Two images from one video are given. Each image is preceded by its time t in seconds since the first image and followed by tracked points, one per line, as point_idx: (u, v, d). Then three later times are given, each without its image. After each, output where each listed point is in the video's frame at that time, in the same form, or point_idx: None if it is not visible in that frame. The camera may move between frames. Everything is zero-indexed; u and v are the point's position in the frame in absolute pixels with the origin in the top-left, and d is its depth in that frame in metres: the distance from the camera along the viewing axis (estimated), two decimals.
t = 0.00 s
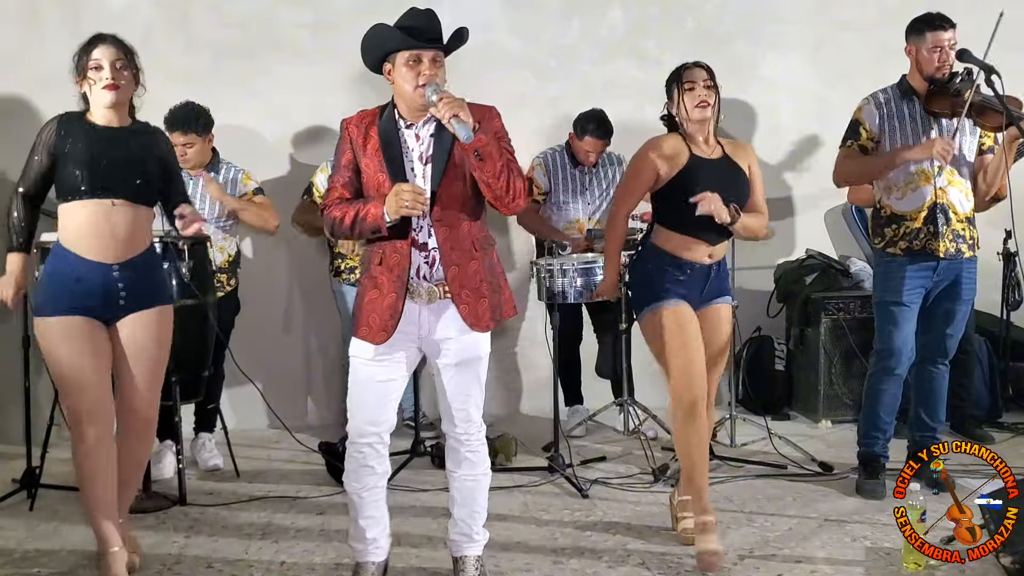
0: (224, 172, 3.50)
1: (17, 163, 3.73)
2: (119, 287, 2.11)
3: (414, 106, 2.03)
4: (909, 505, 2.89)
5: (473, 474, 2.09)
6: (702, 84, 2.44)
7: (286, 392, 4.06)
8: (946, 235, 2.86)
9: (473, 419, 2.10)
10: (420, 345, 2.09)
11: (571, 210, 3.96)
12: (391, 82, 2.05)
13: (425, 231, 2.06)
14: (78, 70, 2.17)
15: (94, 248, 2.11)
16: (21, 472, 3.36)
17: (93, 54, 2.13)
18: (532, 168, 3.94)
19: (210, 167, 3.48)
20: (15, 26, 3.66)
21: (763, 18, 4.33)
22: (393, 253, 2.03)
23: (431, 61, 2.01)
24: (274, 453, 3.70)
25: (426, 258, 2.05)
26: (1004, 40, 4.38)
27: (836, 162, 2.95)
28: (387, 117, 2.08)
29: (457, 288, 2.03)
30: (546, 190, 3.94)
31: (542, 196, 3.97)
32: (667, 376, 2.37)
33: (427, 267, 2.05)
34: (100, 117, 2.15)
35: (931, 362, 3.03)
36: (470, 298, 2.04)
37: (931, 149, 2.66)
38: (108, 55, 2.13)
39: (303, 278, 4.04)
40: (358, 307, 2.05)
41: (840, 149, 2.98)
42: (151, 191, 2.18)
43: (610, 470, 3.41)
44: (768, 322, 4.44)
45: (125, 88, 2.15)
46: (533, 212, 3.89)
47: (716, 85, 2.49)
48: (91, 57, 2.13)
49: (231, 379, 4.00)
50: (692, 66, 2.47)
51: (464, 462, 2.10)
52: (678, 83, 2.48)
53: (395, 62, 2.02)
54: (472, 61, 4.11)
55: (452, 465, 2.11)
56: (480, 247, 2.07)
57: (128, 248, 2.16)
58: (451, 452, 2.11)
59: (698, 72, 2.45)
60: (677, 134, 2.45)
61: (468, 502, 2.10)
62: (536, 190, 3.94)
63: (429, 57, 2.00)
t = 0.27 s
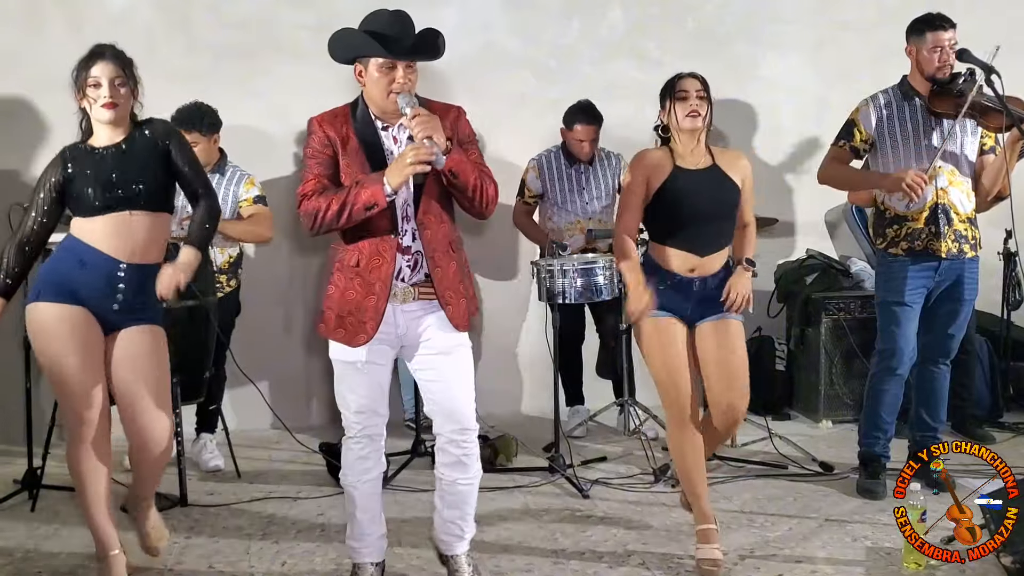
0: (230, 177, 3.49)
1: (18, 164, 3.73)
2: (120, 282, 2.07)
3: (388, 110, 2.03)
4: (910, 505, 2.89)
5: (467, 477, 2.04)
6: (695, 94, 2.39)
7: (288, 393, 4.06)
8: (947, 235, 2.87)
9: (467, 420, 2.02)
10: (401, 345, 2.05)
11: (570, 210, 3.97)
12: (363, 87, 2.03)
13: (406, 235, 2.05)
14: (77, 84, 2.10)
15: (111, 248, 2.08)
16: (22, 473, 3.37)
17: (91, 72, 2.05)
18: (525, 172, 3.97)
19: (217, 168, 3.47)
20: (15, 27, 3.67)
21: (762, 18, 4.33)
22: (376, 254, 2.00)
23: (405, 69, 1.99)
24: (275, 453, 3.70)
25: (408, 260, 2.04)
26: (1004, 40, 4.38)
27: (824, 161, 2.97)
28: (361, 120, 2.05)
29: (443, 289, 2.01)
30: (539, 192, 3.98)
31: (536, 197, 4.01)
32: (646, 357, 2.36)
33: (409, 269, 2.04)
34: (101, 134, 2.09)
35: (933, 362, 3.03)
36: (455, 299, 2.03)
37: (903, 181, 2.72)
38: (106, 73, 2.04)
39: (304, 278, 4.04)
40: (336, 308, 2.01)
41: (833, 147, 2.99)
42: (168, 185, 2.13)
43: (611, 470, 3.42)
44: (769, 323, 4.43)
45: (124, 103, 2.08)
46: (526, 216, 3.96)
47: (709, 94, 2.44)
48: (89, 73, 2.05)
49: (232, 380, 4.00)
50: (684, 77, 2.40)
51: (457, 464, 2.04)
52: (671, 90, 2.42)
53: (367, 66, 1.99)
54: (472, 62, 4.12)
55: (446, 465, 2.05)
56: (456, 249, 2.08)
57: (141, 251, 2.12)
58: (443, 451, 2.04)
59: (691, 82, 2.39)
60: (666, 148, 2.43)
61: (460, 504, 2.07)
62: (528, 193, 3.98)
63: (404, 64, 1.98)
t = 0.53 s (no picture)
0: (229, 177, 3.46)
1: (18, 165, 3.74)
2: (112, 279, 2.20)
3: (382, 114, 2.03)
4: (909, 505, 2.89)
5: (439, 487, 2.03)
6: (686, 95, 2.46)
7: (288, 393, 4.07)
8: (943, 236, 2.87)
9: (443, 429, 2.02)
10: (391, 348, 2.04)
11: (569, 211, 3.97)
12: (356, 87, 2.03)
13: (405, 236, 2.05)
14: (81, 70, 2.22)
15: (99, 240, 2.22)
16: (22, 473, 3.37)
17: (93, 61, 2.19)
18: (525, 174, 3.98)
19: (215, 169, 3.46)
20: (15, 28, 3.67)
21: (762, 19, 4.33)
22: (378, 255, 2.00)
23: (400, 70, 1.99)
24: (275, 454, 3.71)
25: (408, 262, 2.03)
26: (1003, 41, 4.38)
27: (835, 168, 2.97)
28: (356, 120, 2.05)
29: (441, 291, 2.02)
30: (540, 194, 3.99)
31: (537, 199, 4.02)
32: (635, 364, 2.45)
33: (410, 271, 2.03)
34: (99, 124, 2.22)
35: (931, 362, 3.03)
36: (452, 300, 2.04)
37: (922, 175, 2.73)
38: (106, 62, 2.19)
39: (304, 279, 4.04)
40: (337, 309, 2.01)
41: (838, 152, 2.99)
42: (153, 189, 2.24)
43: (611, 470, 3.42)
44: (768, 323, 4.43)
45: (122, 93, 2.22)
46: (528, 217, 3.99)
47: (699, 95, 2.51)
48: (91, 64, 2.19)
49: (232, 380, 4.00)
50: (675, 77, 2.48)
51: (431, 473, 2.02)
52: (662, 90, 2.48)
53: (361, 66, 1.99)
54: (472, 62, 4.12)
55: (418, 475, 2.02)
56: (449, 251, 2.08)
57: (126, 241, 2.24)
58: (418, 461, 2.02)
59: (681, 83, 2.46)
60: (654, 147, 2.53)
61: (430, 517, 2.03)
62: (530, 194, 3.99)
63: (399, 65, 1.98)
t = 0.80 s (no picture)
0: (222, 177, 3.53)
1: (18, 166, 3.74)
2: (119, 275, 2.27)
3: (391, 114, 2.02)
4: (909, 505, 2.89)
5: (465, 487, 2.04)
6: (676, 92, 2.49)
7: (288, 393, 4.07)
8: (941, 236, 2.87)
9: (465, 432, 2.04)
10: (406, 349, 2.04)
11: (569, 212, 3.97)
12: (368, 86, 2.03)
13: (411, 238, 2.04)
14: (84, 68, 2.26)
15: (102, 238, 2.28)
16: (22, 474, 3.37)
17: (98, 58, 2.22)
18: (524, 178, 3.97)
19: (209, 169, 3.49)
20: (16, 29, 3.68)
21: (762, 20, 4.34)
22: (384, 255, 2.00)
23: (410, 70, 1.98)
24: (275, 455, 3.71)
25: (413, 263, 2.03)
26: (1002, 43, 4.39)
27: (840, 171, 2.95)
28: (368, 120, 2.05)
29: (447, 294, 2.02)
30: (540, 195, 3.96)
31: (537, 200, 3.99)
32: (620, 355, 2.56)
33: (415, 273, 2.03)
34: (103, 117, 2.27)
35: (930, 363, 3.04)
36: (458, 304, 2.03)
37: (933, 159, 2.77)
38: (111, 61, 2.22)
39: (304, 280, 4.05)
40: (342, 309, 2.00)
41: (840, 154, 2.98)
42: (156, 184, 2.30)
43: (611, 471, 3.42)
44: (768, 324, 4.44)
45: (125, 91, 2.26)
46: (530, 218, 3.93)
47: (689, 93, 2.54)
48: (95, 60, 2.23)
49: (232, 381, 4.00)
50: (665, 73, 2.50)
51: (454, 474, 2.04)
52: (653, 86, 2.52)
53: (374, 66, 2.00)
54: (472, 63, 4.13)
55: (443, 476, 2.05)
56: (457, 253, 2.08)
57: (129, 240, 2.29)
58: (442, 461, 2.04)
59: (671, 80, 2.49)
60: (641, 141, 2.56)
61: (463, 514, 2.05)
62: (530, 196, 3.97)
63: (408, 65, 1.98)
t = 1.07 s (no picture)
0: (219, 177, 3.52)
1: (19, 167, 3.74)
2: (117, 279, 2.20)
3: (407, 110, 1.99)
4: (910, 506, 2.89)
5: (476, 483, 2.04)
6: (671, 92, 2.48)
7: (289, 394, 4.07)
8: (944, 237, 2.87)
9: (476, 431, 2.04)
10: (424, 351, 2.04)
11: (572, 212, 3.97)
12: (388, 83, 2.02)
13: (428, 238, 2.01)
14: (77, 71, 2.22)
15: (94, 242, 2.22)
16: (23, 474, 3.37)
17: (91, 63, 2.17)
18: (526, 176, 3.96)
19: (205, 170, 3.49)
20: (16, 29, 3.68)
21: (762, 21, 4.34)
22: (398, 253, 1.98)
23: (425, 63, 1.96)
24: (276, 455, 3.71)
25: (427, 264, 2.01)
26: (1002, 43, 4.40)
27: (844, 169, 2.96)
28: (391, 118, 2.03)
29: (461, 296, 1.98)
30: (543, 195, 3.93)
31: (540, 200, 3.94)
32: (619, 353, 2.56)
33: (430, 274, 2.01)
34: (98, 122, 2.23)
35: (932, 363, 3.04)
36: (475, 308, 1.99)
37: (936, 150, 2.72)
38: (105, 66, 2.16)
39: (305, 280, 4.05)
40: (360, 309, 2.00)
41: (844, 153, 2.99)
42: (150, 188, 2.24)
43: (612, 471, 3.42)
44: (769, 324, 4.44)
45: (120, 97, 2.21)
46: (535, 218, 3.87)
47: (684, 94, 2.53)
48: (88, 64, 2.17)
49: (233, 381, 4.00)
50: (661, 73, 2.50)
51: (466, 470, 2.05)
52: (648, 84, 2.52)
53: (392, 63, 1.99)
54: (473, 64, 4.13)
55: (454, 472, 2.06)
56: (480, 256, 2.02)
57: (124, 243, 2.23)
58: (454, 458, 2.05)
59: (667, 79, 2.49)
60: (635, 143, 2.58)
61: (470, 510, 2.05)
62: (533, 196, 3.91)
63: (421, 59, 1.96)
